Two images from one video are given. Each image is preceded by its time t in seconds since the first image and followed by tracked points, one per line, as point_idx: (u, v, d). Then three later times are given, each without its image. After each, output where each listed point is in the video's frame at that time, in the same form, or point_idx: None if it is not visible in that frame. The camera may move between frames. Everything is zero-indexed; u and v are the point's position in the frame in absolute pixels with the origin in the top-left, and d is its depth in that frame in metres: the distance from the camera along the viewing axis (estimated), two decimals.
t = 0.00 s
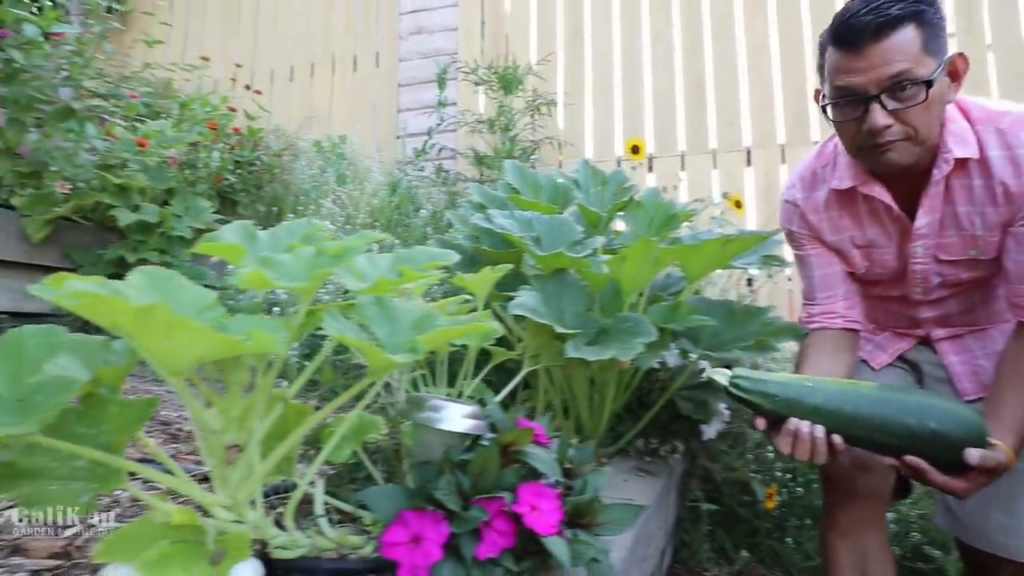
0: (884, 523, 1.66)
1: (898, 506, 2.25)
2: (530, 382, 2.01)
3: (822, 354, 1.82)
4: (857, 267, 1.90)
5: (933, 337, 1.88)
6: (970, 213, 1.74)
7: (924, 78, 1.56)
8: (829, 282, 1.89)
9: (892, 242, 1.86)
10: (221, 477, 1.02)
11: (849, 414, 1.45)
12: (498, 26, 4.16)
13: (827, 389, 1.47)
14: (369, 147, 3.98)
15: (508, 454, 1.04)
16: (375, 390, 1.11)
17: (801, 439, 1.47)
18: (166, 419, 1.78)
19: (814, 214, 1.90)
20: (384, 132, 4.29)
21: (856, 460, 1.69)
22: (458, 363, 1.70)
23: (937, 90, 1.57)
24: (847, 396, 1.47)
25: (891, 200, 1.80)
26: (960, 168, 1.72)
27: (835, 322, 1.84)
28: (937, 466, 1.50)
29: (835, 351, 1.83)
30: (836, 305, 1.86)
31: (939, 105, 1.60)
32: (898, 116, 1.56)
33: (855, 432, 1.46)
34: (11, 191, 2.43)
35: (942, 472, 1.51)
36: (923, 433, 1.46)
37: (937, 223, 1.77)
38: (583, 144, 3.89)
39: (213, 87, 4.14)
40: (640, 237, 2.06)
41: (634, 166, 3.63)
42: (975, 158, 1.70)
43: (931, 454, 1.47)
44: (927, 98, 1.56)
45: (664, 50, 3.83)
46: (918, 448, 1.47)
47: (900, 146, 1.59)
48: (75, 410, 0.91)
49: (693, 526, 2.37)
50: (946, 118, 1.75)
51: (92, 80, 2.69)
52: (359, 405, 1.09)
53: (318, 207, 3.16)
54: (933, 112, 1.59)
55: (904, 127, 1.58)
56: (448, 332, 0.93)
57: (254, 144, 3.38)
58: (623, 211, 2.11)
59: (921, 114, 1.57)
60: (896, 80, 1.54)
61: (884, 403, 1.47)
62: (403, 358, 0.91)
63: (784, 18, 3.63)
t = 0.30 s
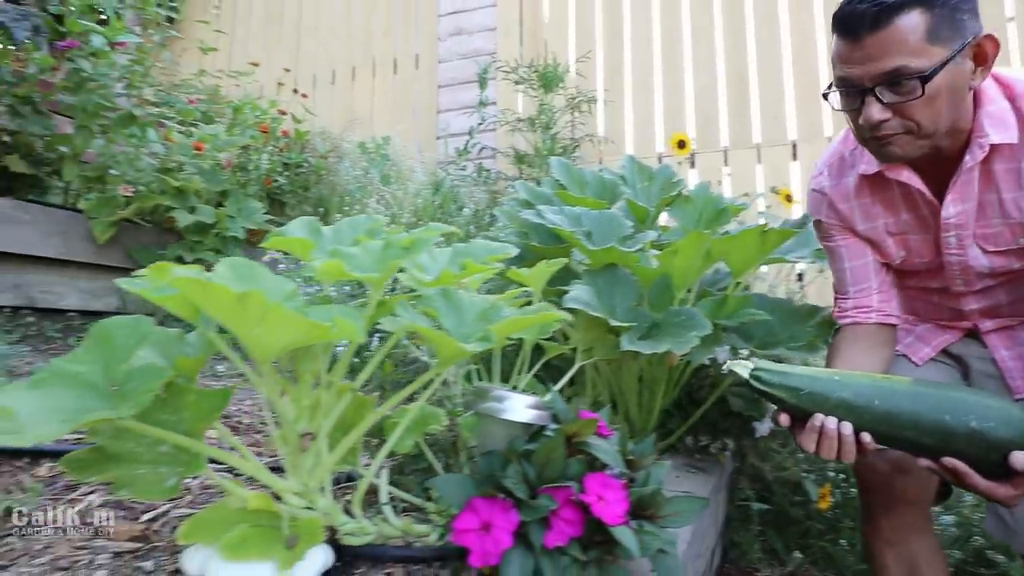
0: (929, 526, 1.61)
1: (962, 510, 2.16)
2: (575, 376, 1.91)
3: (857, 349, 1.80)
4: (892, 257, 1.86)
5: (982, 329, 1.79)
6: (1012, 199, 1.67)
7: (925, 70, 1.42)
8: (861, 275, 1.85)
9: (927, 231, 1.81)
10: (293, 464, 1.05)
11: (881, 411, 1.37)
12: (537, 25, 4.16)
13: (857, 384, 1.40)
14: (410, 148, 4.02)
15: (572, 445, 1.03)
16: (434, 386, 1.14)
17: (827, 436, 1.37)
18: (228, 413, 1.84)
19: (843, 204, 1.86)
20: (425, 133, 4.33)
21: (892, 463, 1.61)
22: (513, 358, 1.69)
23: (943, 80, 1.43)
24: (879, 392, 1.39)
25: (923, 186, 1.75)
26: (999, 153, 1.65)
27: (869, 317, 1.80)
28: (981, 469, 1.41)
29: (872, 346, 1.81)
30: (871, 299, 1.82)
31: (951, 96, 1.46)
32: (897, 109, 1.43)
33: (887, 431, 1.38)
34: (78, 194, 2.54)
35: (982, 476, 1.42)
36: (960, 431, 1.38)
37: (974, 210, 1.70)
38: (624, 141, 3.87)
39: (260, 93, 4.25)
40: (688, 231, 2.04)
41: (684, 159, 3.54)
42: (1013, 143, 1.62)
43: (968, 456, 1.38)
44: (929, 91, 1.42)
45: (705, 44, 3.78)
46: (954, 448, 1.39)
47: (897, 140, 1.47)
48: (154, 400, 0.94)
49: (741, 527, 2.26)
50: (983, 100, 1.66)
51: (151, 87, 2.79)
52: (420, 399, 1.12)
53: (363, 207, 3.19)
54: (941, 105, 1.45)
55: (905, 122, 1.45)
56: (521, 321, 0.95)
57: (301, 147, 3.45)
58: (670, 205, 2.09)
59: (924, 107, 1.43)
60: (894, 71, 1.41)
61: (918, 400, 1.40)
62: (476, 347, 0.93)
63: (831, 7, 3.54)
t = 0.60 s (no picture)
0: (968, 528, 1.36)
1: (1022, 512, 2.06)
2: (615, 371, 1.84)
3: (869, 325, 1.52)
4: (900, 232, 1.58)
5: (1003, 305, 1.54)
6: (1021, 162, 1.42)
7: (904, 32, 1.19)
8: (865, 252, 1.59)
9: (933, 200, 1.54)
10: (348, 454, 1.07)
11: (877, 390, 1.23)
12: (569, 22, 4.15)
13: (853, 361, 1.27)
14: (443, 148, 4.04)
15: (624, 435, 1.04)
16: (482, 377, 1.15)
17: (823, 419, 1.24)
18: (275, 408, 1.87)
19: (842, 176, 1.56)
20: (458, 133, 4.35)
21: (918, 468, 1.39)
22: (559, 350, 1.69)
23: (925, 42, 1.20)
24: (876, 369, 1.25)
25: (921, 152, 1.47)
26: (1001, 113, 1.41)
27: (878, 295, 1.53)
28: (989, 451, 1.21)
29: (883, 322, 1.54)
30: (878, 276, 1.55)
31: (935, 55, 1.23)
32: (875, 76, 1.22)
33: (885, 412, 1.23)
34: (128, 197, 2.63)
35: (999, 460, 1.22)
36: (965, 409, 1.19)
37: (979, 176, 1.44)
38: (658, 137, 3.83)
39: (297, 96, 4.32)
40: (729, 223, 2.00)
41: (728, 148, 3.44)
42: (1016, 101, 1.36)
43: (980, 437, 1.19)
44: (906, 55, 1.20)
45: (741, 37, 3.70)
46: (962, 430, 1.20)
47: (881, 109, 1.27)
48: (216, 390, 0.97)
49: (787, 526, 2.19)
50: (980, 52, 1.38)
51: (195, 93, 2.87)
52: (471, 390, 1.13)
53: (399, 206, 3.21)
54: (924, 68, 1.22)
55: (884, 90, 1.24)
56: (578, 309, 0.96)
57: (339, 148, 3.50)
58: (710, 197, 2.05)
59: (907, 74, 1.22)
60: (868, 35, 1.19)
61: (921, 377, 1.23)
62: (534, 335, 0.95)
63: None
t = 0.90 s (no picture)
0: (1019, 528, 1.34)
1: None
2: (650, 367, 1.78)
3: (874, 298, 1.48)
4: (912, 201, 1.50)
5: None
6: None
7: None
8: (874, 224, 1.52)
9: (943, 163, 1.44)
10: (390, 447, 1.08)
11: (870, 361, 1.14)
12: (594, 19, 4.13)
13: (845, 332, 1.17)
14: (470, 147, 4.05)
15: (665, 428, 1.03)
16: (519, 372, 1.16)
17: (818, 393, 1.16)
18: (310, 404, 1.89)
19: (848, 142, 1.48)
20: (484, 133, 4.36)
21: (971, 471, 1.34)
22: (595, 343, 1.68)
23: None
24: (868, 339, 1.16)
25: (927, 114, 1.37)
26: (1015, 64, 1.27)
27: (887, 268, 1.48)
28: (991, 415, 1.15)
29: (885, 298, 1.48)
30: (887, 248, 1.48)
31: (927, 11, 1.12)
32: (862, 40, 1.11)
33: (879, 384, 1.15)
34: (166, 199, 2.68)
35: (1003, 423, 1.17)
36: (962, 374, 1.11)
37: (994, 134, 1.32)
38: (687, 132, 3.78)
39: (326, 98, 4.38)
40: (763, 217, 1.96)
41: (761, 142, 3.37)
42: None
43: (978, 404, 1.12)
44: (894, 16, 1.09)
45: (770, 28, 3.63)
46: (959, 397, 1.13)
47: (874, 73, 1.16)
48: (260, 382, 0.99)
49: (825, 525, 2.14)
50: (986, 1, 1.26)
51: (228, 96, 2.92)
52: (510, 383, 1.14)
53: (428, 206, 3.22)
54: (916, 27, 1.11)
55: (874, 54, 1.13)
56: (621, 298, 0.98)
57: (368, 149, 3.52)
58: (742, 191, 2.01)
59: (898, 36, 1.11)
60: None
61: (916, 344, 1.14)
62: (578, 325, 0.97)
63: None
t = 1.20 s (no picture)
0: None
1: None
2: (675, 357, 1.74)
3: (894, 295, 1.41)
4: (930, 189, 1.44)
5: None
6: None
7: None
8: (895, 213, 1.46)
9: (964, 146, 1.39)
10: (417, 435, 1.08)
11: (876, 370, 1.10)
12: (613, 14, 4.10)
13: (855, 337, 1.13)
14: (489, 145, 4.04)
15: (694, 415, 1.02)
16: (543, 363, 1.14)
17: (828, 398, 1.16)
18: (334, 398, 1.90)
19: (865, 126, 1.43)
20: (503, 131, 4.35)
21: (1019, 474, 1.28)
22: (618, 335, 1.68)
23: None
24: (874, 345, 1.11)
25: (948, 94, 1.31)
26: None
27: (907, 258, 1.43)
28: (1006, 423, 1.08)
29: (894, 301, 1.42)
30: (909, 237, 1.44)
31: None
32: (853, 29, 1.07)
33: (886, 390, 1.11)
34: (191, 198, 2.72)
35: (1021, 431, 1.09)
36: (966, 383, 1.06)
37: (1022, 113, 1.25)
38: (708, 127, 3.73)
39: (347, 98, 4.41)
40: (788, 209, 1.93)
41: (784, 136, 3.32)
42: None
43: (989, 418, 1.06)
44: (884, 4, 1.04)
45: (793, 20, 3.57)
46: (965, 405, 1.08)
47: (872, 60, 1.12)
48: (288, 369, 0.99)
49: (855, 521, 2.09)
50: None
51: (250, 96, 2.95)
52: (536, 372, 1.13)
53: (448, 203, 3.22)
54: (910, 12, 1.06)
55: (867, 42, 1.09)
56: (651, 283, 0.97)
57: (388, 147, 3.53)
58: (767, 183, 1.98)
59: (892, 23, 1.06)
60: None
61: (923, 350, 1.09)
62: (609, 308, 0.97)
63: None
